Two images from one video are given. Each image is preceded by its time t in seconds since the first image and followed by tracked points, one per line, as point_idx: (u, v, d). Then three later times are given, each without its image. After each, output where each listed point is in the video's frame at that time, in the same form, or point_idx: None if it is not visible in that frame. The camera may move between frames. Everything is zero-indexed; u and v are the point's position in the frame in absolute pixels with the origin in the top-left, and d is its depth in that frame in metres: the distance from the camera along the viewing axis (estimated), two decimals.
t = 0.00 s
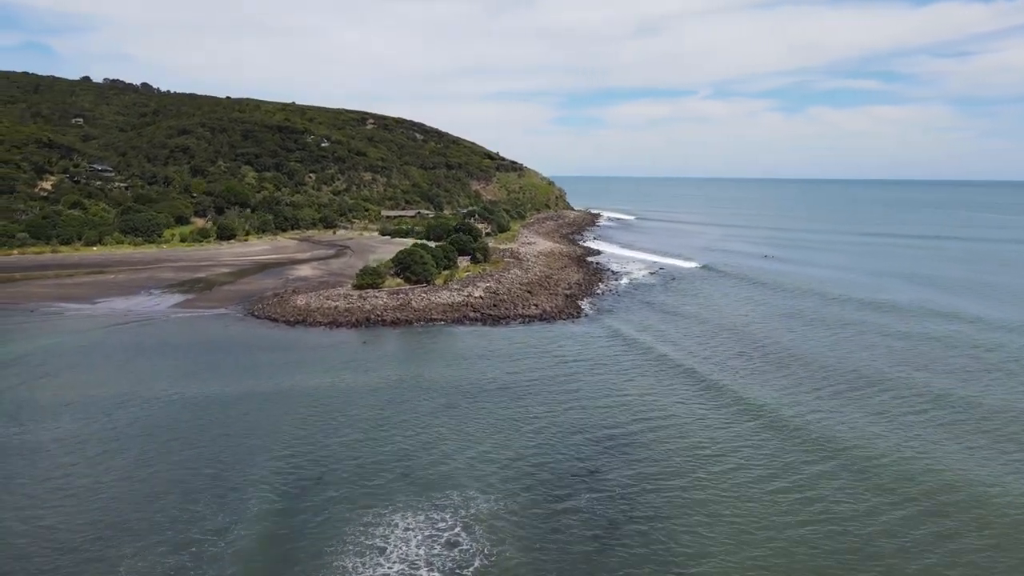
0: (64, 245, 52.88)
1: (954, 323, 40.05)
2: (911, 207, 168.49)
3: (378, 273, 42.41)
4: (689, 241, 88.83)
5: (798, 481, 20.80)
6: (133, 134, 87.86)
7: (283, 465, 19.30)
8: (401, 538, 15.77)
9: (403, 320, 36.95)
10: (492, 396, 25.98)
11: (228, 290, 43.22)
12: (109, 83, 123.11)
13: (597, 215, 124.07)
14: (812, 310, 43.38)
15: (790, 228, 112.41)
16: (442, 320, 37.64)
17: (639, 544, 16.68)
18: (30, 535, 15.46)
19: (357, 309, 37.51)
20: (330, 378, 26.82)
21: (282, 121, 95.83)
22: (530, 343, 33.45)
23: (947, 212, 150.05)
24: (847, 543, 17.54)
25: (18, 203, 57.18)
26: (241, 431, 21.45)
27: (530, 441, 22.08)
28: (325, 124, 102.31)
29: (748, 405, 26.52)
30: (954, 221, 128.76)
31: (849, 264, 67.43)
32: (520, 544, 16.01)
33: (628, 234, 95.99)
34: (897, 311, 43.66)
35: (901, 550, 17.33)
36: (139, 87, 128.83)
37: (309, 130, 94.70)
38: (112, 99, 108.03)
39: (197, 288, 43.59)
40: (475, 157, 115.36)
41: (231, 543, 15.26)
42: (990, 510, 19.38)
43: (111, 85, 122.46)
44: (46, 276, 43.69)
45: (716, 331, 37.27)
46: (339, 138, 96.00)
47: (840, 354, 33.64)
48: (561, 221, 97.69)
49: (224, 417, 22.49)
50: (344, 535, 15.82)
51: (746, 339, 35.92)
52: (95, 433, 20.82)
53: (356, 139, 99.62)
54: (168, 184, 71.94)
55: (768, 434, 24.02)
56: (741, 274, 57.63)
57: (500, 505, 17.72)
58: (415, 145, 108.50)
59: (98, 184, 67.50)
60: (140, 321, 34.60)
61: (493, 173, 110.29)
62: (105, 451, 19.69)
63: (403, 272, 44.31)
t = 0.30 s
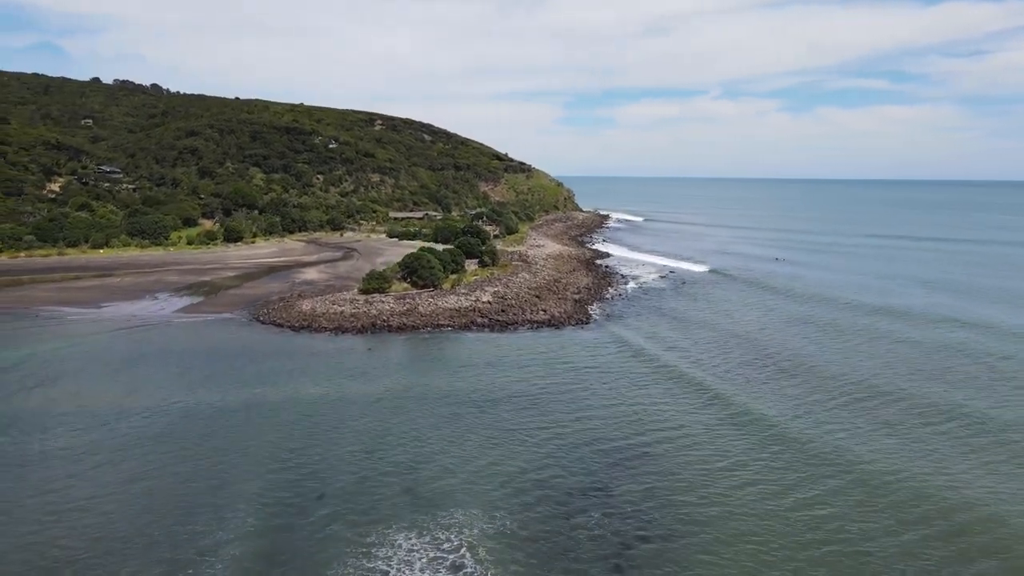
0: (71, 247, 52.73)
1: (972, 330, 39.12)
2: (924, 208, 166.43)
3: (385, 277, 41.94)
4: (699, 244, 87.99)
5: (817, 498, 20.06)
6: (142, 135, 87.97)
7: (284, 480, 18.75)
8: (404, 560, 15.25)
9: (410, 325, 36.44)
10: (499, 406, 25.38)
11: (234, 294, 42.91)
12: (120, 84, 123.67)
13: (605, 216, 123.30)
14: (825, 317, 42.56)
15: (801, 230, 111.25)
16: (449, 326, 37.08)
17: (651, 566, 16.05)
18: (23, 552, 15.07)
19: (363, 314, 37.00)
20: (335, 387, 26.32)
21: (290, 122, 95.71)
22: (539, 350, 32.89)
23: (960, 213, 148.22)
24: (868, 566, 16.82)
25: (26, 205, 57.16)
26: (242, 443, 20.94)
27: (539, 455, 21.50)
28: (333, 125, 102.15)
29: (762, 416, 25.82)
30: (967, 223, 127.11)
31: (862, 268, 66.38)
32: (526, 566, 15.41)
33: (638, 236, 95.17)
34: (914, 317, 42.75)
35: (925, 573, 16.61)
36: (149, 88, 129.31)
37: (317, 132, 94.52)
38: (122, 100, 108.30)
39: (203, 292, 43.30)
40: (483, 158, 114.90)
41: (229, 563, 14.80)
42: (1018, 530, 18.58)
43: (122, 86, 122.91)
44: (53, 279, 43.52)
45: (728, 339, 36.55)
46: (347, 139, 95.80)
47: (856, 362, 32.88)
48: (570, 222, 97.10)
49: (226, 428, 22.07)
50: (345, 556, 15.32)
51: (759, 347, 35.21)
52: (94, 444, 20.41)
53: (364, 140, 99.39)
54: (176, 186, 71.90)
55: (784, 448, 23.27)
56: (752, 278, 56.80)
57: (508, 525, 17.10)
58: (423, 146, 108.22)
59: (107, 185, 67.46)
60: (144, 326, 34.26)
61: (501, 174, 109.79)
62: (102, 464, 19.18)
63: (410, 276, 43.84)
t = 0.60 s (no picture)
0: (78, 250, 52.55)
1: (991, 338, 38.12)
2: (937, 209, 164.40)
3: (391, 281, 41.43)
4: (709, 246, 87.03)
5: (835, 516, 19.35)
6: (151, 137, 87.98)
7: (284, 495, 18.23)
8: None
9: (416, 331, 35.89)
10: (506, 417, 24.81)
11: (240, 297, 42.54)
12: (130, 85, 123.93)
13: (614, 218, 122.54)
14: (840, 324, 41.63)
15: (813, 232, 109.90)
16: (456, 331, 36.51)
17: None
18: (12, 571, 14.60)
19: (369, 320, 36.48)
20: (339, 396, 25.79)
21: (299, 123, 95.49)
22: (547, 357, 32.25)
23: (974, 215, 146.12)
24: None
25: (33, 207, 57.09)
26: (242, 456, 20.43)
27: (546, 470, 20.86)
28: (341, 126, 101.87)
29: (777, 429, 25.05)
30: (982, 224, 125.27)
31: (877, 272, 65.19)
32: None
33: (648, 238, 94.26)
34: (931, 324, 41.74)
35: None
36: (160, 89, 129.58)
37: (325, 133, 94.26)
38: (132, 101, 108.49)
39: (209, 296, 42.95)
40: (492, 159, 114.30)
41: None
42: None
43: (132, 87, 123.22)
44: (58, 282, 43.28)
45: (740, 347, 35.79)
46: (355, 140, 95.49)
47: (872, 372, 32.04)
48: (578, 224, 96.37)
49: (227, 439, 21.57)
50: None
51: (772, 355, 34.42)
52: (92, 456, 19.97)
53: (372, 142, 99.04)
54: (184, 188, 71.73)
55: (801, 462, 22.54)
56: (764, 283, 55.86)
57: (515, 546, 16.49)
58: (432, 147, 107.78)
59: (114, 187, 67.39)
60: (148, 332, 33.88)
61: (510, 175, 109.18)
62: (101, 477, 18.73)
63: (417, 280, 43.30)
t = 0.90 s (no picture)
0: (86, 252, 52.47)
1: (1013, 346, 37.12)
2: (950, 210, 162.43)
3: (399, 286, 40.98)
4: (720, 248, 86.08)
5: (856, 537, 18.62)
6: (161, 138, 88.07)
7: (285, 511, 17.76)
8: None
9: (424, 337, 35.39)
10: (514, 429, 24.23)
11: (247, 301, 42.23)
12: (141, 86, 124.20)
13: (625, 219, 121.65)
14: (856, 331, 40.76)
15: (826, 234, 108.54)
16: (464, 337, 35.97)
17: None
18: None
19: (376, 325, 36.02)
20: (345, 406, 25.33)
21: (307, 124, 95.30)
22: (556, 366, 31.67)
23: (989, 217, 144.06)
24: None
25: (42, 209, 57.10)
26: (244, 468, 19.99)
27: (555, 485, 20.28)
28: (350, 127, 101.66)
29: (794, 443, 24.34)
30: (998, 227, 123.43)
31: (892, 276, 64.02)
32: None
33: (658, 240, 93.40)
34: (950, 331, 40.77)
35: None
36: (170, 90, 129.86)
37: (334, 134, 94.07)
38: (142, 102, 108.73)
39: (216, 299, 42.66)
40: (501, 160, 113.77)
41: None
42: None
43: (144, 88, 123.58)
44: (66, 285, 43.12)
45: (753, 355, 35.07)
46: (363, 141, 95.23)
47: (891, 382, 31.21)
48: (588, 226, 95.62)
49: (229, 450, 21.13)
50: None
51: (787, 364, 33.68)
52: (92, 468, 19.58)
53: (381, 143, 98.78)
54: (193, 189, 71.67)
55: (820, 477, 21.80)
56: (777, 287, 54.97)
57: (521, 567, 15.95)
58: (441, 148, 107.38)
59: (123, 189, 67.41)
60: (154, 337, 33.60)
61: (519, 176, 108.62)
62: (99, 491, 18.31)
63: (425, 285, 42.80)
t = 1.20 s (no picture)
0: (94, 255, 52.39)
1: None
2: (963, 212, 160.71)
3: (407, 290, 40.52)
4: (732, 251, 85.15)
5: (876, 558, 17.89)
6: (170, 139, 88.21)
7: (285, 528, 17.28)
8: None
9: (431, 343, 34.89)
10: (523, 442, 23.58)
11: (254, 305, 41.92)
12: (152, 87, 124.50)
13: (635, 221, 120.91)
14: (872, 338, 39.90)
15: (839, 236, 107.30)
16: (472, 343, 35.44)
17: None
18: None
19: (383, 331, 35.55)
20: (349, 416, 24.86)
21: (316, 125, 95.16)
22: (566, 373, 31.08)
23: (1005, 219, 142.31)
24: None
25: (51, 211, 57.12)
26: (245, 482, 19.53)
27: (564, 501, 19.69)
28: (359, 128, 101.46)
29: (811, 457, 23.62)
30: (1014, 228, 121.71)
31: (908, 280, 62.92)
32: None
33: (668, 242, 92.55)
34: (969, 338, 39.83)
35: None
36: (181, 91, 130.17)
37: (343, 135, 93.88)
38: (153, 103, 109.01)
39: (222, 303, 42.37)
40: (510, 161, 113.28)
41: None
42: None
43: (154, 89, 123.92)
44: (73, 289, 42.98)
45: (767, 364, 34.34)
46: (372, 143, 94.95)
47: (909, 392, 30.38)
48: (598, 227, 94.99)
49: (230, 462, 20.69)
50: None
51: (802, 373, 32.94)
52: (91, 481, 19.20)
53: (390, 144, 98.53)
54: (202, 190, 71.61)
55: (837, 493, 21.09)
56: (790, 292, 54.12)
57: None
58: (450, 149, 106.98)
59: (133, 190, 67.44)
60: (160, 342, 33.32)
61: (528, 177, 108.07)
62: (96, 506, 17.88)
63: (433, 289, 42.31)
